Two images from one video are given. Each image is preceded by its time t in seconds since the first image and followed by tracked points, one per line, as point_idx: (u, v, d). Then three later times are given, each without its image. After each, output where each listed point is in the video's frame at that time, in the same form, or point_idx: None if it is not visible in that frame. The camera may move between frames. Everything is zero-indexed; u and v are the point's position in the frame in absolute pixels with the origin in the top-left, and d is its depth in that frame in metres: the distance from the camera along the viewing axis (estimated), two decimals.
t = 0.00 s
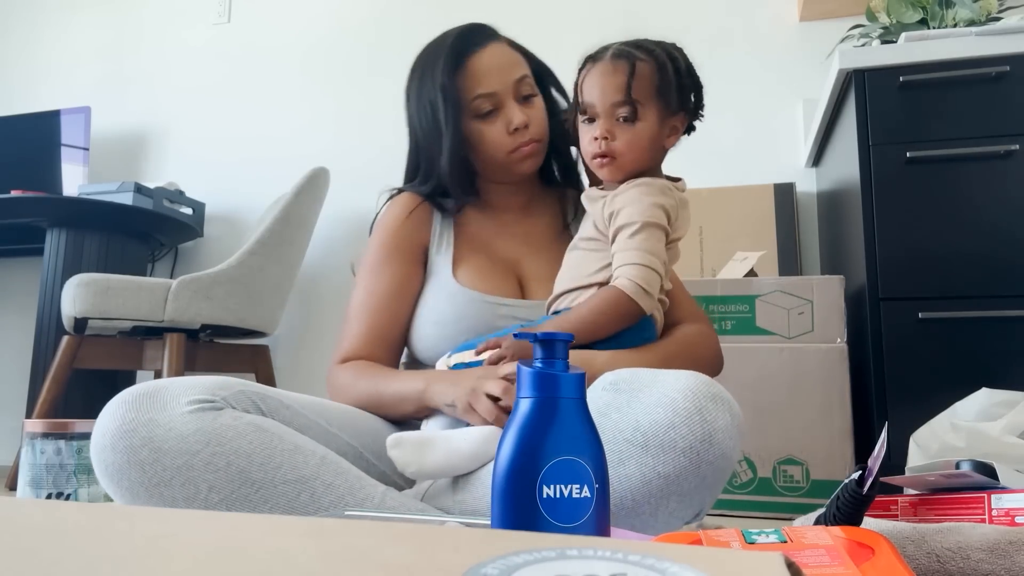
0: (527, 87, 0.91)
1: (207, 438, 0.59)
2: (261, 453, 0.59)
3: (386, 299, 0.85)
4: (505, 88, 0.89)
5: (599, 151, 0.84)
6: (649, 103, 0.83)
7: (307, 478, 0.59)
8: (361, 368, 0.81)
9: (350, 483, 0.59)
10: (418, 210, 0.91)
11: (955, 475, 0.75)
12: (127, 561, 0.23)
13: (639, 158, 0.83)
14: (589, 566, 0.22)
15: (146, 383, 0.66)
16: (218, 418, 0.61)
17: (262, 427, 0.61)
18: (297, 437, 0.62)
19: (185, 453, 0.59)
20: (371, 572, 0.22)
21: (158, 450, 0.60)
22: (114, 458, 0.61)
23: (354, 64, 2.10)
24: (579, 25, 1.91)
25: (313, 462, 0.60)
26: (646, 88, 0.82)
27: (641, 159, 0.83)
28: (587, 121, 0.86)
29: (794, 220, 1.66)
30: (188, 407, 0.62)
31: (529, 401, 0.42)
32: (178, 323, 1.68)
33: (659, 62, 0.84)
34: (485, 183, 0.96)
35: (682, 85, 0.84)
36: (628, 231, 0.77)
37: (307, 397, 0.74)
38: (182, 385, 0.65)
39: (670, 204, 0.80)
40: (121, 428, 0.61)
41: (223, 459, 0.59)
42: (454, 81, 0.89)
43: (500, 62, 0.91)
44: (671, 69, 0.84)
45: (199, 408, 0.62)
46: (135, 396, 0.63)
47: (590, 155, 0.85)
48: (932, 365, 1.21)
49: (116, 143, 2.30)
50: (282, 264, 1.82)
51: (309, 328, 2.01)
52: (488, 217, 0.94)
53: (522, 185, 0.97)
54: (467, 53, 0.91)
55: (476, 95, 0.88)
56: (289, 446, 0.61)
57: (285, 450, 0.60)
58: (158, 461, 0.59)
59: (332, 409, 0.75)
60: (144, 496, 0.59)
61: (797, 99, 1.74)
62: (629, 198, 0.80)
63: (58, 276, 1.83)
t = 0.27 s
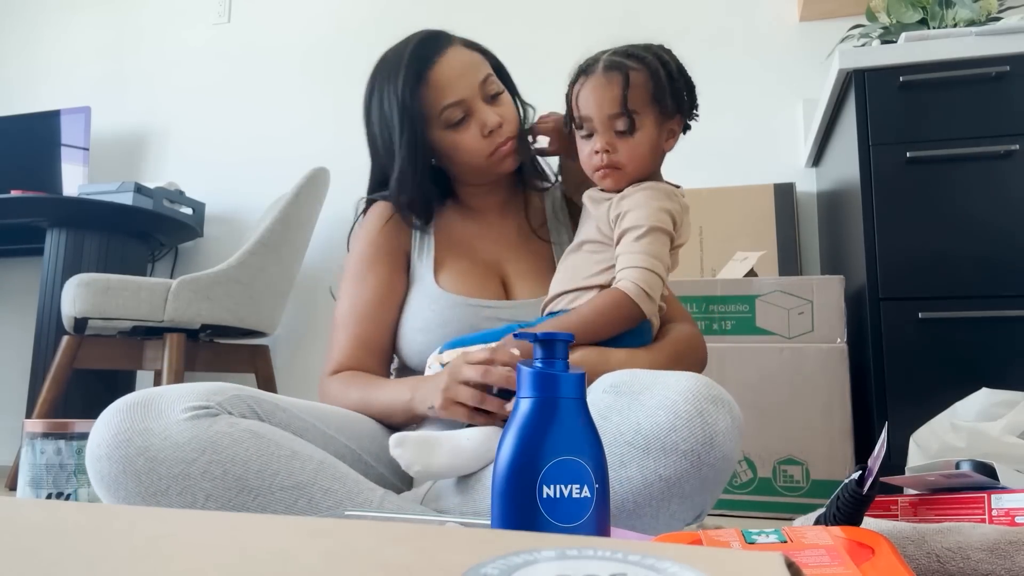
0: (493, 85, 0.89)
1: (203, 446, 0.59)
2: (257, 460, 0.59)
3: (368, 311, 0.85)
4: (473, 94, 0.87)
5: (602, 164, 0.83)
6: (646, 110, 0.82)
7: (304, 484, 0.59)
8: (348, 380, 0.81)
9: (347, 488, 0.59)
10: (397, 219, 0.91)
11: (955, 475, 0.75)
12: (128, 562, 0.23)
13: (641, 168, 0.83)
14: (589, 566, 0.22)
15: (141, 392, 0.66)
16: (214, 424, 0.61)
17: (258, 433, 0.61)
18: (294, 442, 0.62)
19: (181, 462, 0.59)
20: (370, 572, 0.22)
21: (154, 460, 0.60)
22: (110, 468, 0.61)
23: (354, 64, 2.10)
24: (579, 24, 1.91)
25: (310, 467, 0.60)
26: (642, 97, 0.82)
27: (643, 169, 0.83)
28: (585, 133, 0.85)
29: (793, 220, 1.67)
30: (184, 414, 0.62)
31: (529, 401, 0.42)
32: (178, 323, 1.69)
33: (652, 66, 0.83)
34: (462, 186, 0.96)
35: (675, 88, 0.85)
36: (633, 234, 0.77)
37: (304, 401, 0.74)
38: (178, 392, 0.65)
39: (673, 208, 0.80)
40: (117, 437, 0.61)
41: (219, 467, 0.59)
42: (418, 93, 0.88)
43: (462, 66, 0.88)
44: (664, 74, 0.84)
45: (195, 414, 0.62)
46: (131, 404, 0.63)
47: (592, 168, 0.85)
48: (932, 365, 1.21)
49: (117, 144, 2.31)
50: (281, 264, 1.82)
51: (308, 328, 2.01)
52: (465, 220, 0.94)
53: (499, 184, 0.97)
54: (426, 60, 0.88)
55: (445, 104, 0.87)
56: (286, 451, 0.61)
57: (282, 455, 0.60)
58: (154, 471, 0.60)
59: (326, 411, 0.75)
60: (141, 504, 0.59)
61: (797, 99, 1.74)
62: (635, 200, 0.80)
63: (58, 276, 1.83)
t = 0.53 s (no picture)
0: (482, 89, 0.86)
1: (203, 447, 0.59)
2: (257, 461, 0.59)
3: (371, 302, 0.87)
4: (462, 101, 0.84)
5: (604, 176, 0.83)
6: (652, 129, 0.80)
7: (304, 485, 0.59)
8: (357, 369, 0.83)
9: (347, 489, 0.60)
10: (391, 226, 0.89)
11: (955, 475, 0.75)
12: (128, 561, 0.23)
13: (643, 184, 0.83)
14: (589, 566, 0.22)
15: (141, 392, 0.66)
16: (214, 425, 0.61)
17: (258, 434, 0.61)
18: (294, 443, 0.62)
19: (181, 463, 0.59)
20: (370, 572, 0.22)
21: (154, 461, 0.60)
22: (111, 469, 0.61)
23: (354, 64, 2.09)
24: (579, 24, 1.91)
25: (310, 467, 0.60)
26: (649, 115, 0.80)
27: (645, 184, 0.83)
28: (586, 145, 0.83)
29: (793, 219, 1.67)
30: (184, 415, 0.62)
31: (529, 401, 0.42)
32: (178, 323, 1.69)
33: (659, 82, 0.81)
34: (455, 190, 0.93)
35: (683, 103, 0.81)
36: (661, 243, 0.79)
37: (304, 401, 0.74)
38: (178, 393, 0.65)
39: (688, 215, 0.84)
40: (118, 438, 0.61)
41: (219, 468, 0.59)
42: (406, 101, 0.84)
43: (450, 73, 0.85)
44: (673, 91, 0.81)
45: (194, 415, 0.62)
46: (131, 405, 0.63)
47: (594, 179, 0.84)
48: (932, 365, 1.21)
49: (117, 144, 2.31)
50: (281, 264, 1.82)
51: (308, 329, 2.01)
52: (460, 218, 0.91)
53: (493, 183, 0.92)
54: (414, 68, 0.85)
55: (434, 114, 0.84)
56: (286, 452, 0.61)
57: (281, 456, 0.60)
58: (154, 471, 0.60)
59: (324, 410, 0.75)
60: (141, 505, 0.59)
61: (797, 99, 1.74)
62: (660, 208, 0.81)
63: (59, 276, 1.83)
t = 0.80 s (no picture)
0: (480, 93, 0.89)
1: (203, 446, 0.59)
2: (257, 460, 0.59)
3: (376, 304, 0.84)
4: (460, 105, 0.88)
5: (579, 177, 0.88)
6: (619, 126, 0.85)
7: (304, 485, 0.59)
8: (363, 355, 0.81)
9: (347, 489, 0.59)
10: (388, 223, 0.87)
11: (956, 475, 0.75)
12: (128, 561, 0.23)
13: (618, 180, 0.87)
14: (588, 567, 0.22)
15: (141, 392, 0.66)
16: (214, 424, 0.61)
17: (258, 434, 0.61)
18: (294, 442, 0.62)
19: (181, 462, 0.59)
20: (370, 572, 0.22)
21: (155, 460, 0.60)
22: (111, 469, 0.61)
23: (354, 63, 2.09)
24: (580, 24, 1.91)
25: (311, 467, 0.60)
26: (615, 114, 0.85)
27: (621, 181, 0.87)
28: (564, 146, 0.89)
29: (794, 219, 1.67)
30: (184, 414, 0.62)
31: (529, 401, 0.42)
32: (178, 322, 1.68)
33: (628, 80, 0.86)
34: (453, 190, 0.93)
35: (653, 100, 0.86)
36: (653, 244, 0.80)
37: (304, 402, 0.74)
38: (178, 392, 0.65)
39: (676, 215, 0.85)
40: (119, 437, 0.61)
41: (219, 467, 0.59)
42: (405, 104, 0.87)
43: (449, 76, 0.88)
44: (642, 87, 0.86)
45: (195, 415, 0.62)
46: (131, 405, 0.63)
47: (571, 181, 0.89)
48: (932, 365, 1.21)
49: (117, 144, 2.31)
50: (281, 264, 1.82)
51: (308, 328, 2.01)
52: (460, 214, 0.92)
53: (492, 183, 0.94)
54: (414, 71, 0.88)
55: (433, 117, 0.87)
56: (286, 451, 0.61)
57: (282, 456, 0.60)
58: (155, 471, 0.60)
59: (323, 411, 0.75)
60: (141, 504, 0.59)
61: (798, 99, 1.74)
62: (647, 209, 0.82)
63: (58, 276, 1.83)
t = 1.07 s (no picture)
0: (477, 97, 0.87)
1: (203, 446, 0.59)
2: (257, 461, 0.59)
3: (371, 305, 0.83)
4: (456, 108, 0.85)
5: (567, 176, 0.88)
6: (602, 123, 0.86)
7: (304, 485, 0.59)
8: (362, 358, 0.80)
9: (347, 489, 0.59)
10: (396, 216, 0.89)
11: (955, 475, 0.75)
12: (128, 560, 0.23)
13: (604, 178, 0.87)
14: (589, 566, 0.22)
15: (141, 393, 0.66)
16: (214, 425, 0.61)
17: (258, 434, 0.61)
18: (294, 443, 0.62)
19: (181, 463, 0.59)
20: (370, 571, 0.22)
21: (155, 460, 0.60)
22: (111, 469, 0.61)
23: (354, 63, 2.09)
24: (580, 24, 1.91)
25: (311, 468, 0.60)
26: (598, 111, 0.86)
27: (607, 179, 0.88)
28: (551, 146, 0.91)
29: (794, 219, 1.67)
30: (184, 415, 0.62)
31: (529, 401, 0.42)
32: (178, 322, 1.68)
33: (610, 80, 0.87)
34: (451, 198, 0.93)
35: (637, 99, 0.88)
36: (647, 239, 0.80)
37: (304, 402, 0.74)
38: (179, 393, 0.65)
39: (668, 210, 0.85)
40: (119, 437, 0.61)
41: (220, 467, 0.59)
42: (399, 107, 0.86)
43: (446, 78, 0.86)
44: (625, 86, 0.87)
45: (195, 415, 0.62)
46: (131, 406, 0.63)
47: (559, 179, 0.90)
48: (932, 365, 1.21)
49: (117, 144, 2.31)
50: (281, 264, 1.82)
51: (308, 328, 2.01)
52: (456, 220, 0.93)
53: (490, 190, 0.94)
54: (409, 74, 0.86)
55: (428, 121, 0.85)
56: (286, 452, 0.61)
57: (282, 456, 0.60)
58: (155, 471, 0.59)
59: (323, 411, 0.75)
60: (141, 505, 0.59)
61: (798, 99, 1.74)
62: (638, 207, 0.82)
63: (58, 276, 1.83)
